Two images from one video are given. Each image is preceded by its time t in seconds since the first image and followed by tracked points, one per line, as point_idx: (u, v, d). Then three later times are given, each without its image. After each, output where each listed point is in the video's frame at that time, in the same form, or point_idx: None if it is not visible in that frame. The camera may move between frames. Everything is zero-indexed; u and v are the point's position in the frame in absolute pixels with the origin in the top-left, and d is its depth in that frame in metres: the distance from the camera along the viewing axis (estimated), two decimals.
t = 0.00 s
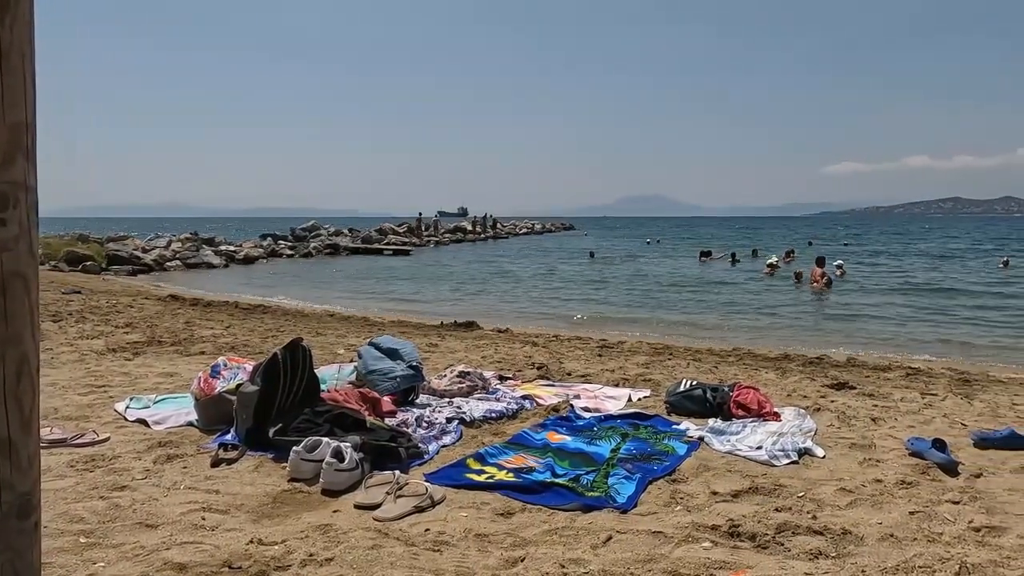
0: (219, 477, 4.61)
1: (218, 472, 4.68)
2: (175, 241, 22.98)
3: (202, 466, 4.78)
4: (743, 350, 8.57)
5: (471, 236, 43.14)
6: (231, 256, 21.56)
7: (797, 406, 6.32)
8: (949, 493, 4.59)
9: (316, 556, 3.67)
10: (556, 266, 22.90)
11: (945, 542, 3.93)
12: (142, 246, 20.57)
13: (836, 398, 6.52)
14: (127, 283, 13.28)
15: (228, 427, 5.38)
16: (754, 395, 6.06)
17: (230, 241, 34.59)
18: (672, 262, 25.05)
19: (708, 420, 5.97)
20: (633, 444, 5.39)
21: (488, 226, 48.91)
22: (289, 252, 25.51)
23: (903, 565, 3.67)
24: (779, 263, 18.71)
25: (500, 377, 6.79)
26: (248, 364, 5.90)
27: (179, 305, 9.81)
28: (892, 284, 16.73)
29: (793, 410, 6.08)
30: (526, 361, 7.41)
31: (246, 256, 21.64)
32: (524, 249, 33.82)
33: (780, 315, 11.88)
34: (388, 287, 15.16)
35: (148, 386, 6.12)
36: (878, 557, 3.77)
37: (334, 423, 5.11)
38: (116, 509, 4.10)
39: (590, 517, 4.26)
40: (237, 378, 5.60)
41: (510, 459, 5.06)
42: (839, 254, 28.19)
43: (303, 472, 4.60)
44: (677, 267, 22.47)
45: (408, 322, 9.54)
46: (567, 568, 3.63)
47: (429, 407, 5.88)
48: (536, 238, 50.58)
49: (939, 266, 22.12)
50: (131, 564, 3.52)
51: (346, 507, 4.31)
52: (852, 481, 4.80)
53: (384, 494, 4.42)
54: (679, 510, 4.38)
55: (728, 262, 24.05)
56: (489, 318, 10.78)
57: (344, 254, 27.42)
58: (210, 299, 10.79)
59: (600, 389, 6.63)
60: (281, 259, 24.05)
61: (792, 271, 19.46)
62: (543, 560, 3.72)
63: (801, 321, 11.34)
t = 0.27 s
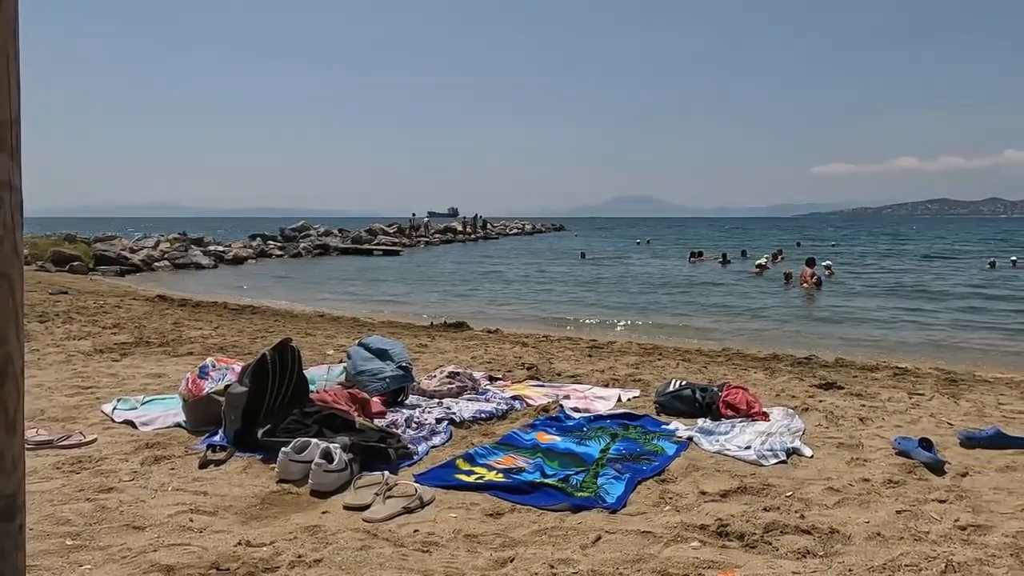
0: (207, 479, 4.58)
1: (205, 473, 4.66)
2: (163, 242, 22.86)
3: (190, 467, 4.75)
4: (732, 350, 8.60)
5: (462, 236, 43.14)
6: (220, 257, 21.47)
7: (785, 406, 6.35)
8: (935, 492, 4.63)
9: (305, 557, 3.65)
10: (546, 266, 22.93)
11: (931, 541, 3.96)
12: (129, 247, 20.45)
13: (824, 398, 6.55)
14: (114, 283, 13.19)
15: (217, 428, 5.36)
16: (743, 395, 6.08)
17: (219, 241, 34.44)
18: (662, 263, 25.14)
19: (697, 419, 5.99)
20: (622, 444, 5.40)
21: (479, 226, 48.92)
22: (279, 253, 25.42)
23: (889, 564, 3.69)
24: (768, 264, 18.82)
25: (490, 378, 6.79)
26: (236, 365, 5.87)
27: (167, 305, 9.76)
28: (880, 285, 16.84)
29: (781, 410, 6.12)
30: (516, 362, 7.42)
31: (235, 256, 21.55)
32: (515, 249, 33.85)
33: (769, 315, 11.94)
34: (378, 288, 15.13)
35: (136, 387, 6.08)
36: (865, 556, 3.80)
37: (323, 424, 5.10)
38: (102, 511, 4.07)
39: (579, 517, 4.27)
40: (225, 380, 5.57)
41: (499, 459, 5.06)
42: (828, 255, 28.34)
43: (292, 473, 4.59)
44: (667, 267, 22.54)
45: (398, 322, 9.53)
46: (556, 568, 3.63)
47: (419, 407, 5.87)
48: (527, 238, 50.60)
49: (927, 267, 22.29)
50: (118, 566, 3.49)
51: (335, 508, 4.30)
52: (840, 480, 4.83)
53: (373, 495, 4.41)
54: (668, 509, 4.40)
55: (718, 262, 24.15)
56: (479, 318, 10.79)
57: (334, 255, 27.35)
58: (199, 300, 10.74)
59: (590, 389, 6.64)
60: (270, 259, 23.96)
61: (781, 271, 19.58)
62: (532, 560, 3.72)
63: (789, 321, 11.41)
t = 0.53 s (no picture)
0: (193, 480, 4.56)
1: (191, 474, 4.64)
2: (148, 241, 22.66)
3: (175, 469, 4.73)
4: (719, 350, 8.65)
5: (450, 236, 43.10)
6: (206, 257, 21.32)
7: (771, 405, 6.39)
8: (918, 490, 4.68)
9: (291, 558, 3.65)
10: (534, 266, 22.95)
11: (913, 538, 4.01)
12: (114, 246, 20.26)
13: (809, 397, 6.61)
14: (98, 283, 13.07)
15: (202, 429, 5.33)
16: (729, 394, 6.12)
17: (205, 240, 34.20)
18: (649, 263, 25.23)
19: (683, 419, 6.03)
20: (609, 443, 5.43)
21: (467, 226, 48.89)
22: (265, 252, 25.29)
23: (873, 561, 3.73)
24: (754, 264, 18.94)
25: (477, 378, 6.79)
26: (222, 366, 5.85)
27: (152, 305, 9.69)
28: (865, 284, 16.98)
29: (767, 409, 6.16)
30: (504, 362, 7.43)
31: (221, 256, 21.41)
32: (503, 249, 33.86)
33: (755, 315, 12.02)
34: (366, 287, 15.09)
35: (121, 388, 6.04)
36: (849, 554, 3.83)
37: (310, 425, 5.09)
38: (86, 513, 4.04)
39: (566, 517, 4.28)
40: (211, 381, 5.54)
41: (486, 459, 5.07)
42: (814, 254, 28.52)
43: (279, 475, 4.57)
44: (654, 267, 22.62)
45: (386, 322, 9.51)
46: (543, 568, 3.65)
47: (406, 408, 5.87)
48: (515, 238, 50.63)
49: (912, 266, 22.51)
50: (102, 569, 3.47)
51: (322, 509, 4.29)
52: (824, 478, 4.87)
53: (360, 496, 4.40)
54: (654, 509, 4.42)
55: (705, 262, 24.28)
56: (466, 318, 10.79)
57: (321, 255, 27.25)
58: (184, 300, 10.67)
59: (577, 389, 6.66)
60: (257, 259, 23.82)
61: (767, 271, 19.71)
62: (519, 560, 3.74)
63: (775, 321, 11.49)
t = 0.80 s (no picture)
0: (179, 482, 4.53)
1: (178, 476, 4.61)
2: (135, 241, 22.50)
3: (162, 470, 4.70)
4: (707, 350, 8.69)
5: (439, 236, 43.06)
6: (193, 257, 21.18)
7: (758, 405, 6.43)
8: (904, 488, 4.73)
9: (279, 560, 3.63)
10: (524, 266, 22.96)
11: (899, 536, 4.04)
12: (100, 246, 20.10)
13: (796, 397, 6.65)
14: (84, 284, 12.96)
15: (189, 431, 5.30)
16: (717, 394, 6.15)
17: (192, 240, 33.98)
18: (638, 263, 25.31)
19: (671, 419, 6.05)
20: (597, 443, 5.44)
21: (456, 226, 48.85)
22: (253, 252, 25.16)
23: (859, 559, 3.76)
24: (742, 264, 19.04)
25: (466, 378, 6.79)
26: (209, 367, 5.81)
27: (139, 306, 9.62)
28: (852, 285, 17.11)
29: (754, 409, 6.19)
30: (493, 362, 7.43)
31: (208, 256, 21.28)
32: (492, 249, 33.86)
33: (743, 315, 12.08)
34: (355, 288, 15.05)
35: (107, 389, 5.99)
36: (835, 552, 3.86)
37: (298, 426, 5.07)
38: (72, 515, 4.00)
39: (555, 517, 4.29)
40: (198, 381, 5.51)
41: (475, 460, 5.07)
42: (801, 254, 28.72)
43: (267, 476, 4.55)
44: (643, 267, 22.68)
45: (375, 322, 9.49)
46: (532, 568, 3.65)
47: (395, 408, 5.86)
48: (504, 238, 50.64)
49: (898, 266, 22.69)
50: (88, 572, 3.44)
51: (310, 510, 4.28)
52: (811, 477, 4.90)
53: (348, 497, 4.39)
54: (642, 508, 4.44)
55: (694, 262, 24.38)
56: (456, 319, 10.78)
57: (310, 255, 27.16)
58: (172, 300, 10.60)
59: (566, 389, 6.68)
60: (245, 259, 23.70)
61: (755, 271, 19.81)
62: (508, 560, 3.74)
63: (763, 321, 11.55)
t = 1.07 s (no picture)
0: (165, 483, 4.51)
1: (164, 478, 4.58)
2: (121, 241, 22.34)
3: (148, 472, 4.67)
4: (695, 350, 8.72)
5: (428, 236, 43.01)
6: (180, 257, 21.06)
7: (746, 404, 6.47)
8: (889, 486, 4.77)
9: (266, 561, 3.62)
10: (513, 267, 22.97)
11: (884, 535, 4.08)
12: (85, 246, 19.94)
13: (783, 396, 6.69)
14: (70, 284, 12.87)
15: (175, 432, 5.27)
16: (705, 394, 6.18)
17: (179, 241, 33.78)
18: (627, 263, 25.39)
19: (659, 418, 6.08)
20: (586, 443, 5.46)
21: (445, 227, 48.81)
22: (241, 253, 25.04)
23: (844, 558, 3.79)
24: (730, 264, 19.14)
25: (455, 378, 6.79)
26: (196, 368, 5.78)
27: (125, 306, 9.56)
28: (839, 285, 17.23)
29: (741, 408, 6.23)
30: (481, 363, 7.43)
31: (195, 256, 21.17)
32: (481, 249, 33.86)
33: (731, 315, 12.14)
34: (343, 288, 15.00)
35: (92, 391, 5.95)
36: (821, 550, 3.89)
37: (285, 426, 5.06)
38: (56, 517, 3.97)
39: (543, 517, 4.30)
40: (185, 382, 5.48)
41: (464, 460, 5.07)
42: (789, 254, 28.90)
43: (254, 477, 4.53)
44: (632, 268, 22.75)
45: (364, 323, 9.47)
46: (520, 568, 3.66)
47: (383, 409, 5.85)
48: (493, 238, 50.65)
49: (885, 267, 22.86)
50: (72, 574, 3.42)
51: (298, 511, 4.26)
52: (798, 476, 4.94)
53: (336, 498, 4.38)
54: (630, 508, 4.45)
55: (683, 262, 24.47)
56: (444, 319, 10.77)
57: (298, 255, 27.06)
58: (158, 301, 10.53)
59: (555, 389, 6.69)
60: (232, 260, 23.59)
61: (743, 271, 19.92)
62: (495, 561, 3.74)
63: (751, 321, 11.62)
